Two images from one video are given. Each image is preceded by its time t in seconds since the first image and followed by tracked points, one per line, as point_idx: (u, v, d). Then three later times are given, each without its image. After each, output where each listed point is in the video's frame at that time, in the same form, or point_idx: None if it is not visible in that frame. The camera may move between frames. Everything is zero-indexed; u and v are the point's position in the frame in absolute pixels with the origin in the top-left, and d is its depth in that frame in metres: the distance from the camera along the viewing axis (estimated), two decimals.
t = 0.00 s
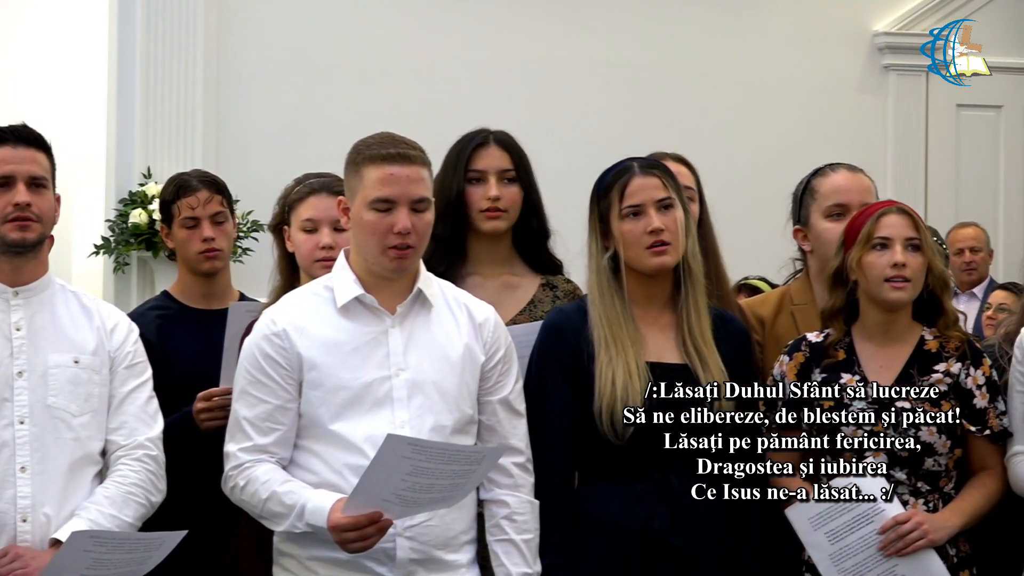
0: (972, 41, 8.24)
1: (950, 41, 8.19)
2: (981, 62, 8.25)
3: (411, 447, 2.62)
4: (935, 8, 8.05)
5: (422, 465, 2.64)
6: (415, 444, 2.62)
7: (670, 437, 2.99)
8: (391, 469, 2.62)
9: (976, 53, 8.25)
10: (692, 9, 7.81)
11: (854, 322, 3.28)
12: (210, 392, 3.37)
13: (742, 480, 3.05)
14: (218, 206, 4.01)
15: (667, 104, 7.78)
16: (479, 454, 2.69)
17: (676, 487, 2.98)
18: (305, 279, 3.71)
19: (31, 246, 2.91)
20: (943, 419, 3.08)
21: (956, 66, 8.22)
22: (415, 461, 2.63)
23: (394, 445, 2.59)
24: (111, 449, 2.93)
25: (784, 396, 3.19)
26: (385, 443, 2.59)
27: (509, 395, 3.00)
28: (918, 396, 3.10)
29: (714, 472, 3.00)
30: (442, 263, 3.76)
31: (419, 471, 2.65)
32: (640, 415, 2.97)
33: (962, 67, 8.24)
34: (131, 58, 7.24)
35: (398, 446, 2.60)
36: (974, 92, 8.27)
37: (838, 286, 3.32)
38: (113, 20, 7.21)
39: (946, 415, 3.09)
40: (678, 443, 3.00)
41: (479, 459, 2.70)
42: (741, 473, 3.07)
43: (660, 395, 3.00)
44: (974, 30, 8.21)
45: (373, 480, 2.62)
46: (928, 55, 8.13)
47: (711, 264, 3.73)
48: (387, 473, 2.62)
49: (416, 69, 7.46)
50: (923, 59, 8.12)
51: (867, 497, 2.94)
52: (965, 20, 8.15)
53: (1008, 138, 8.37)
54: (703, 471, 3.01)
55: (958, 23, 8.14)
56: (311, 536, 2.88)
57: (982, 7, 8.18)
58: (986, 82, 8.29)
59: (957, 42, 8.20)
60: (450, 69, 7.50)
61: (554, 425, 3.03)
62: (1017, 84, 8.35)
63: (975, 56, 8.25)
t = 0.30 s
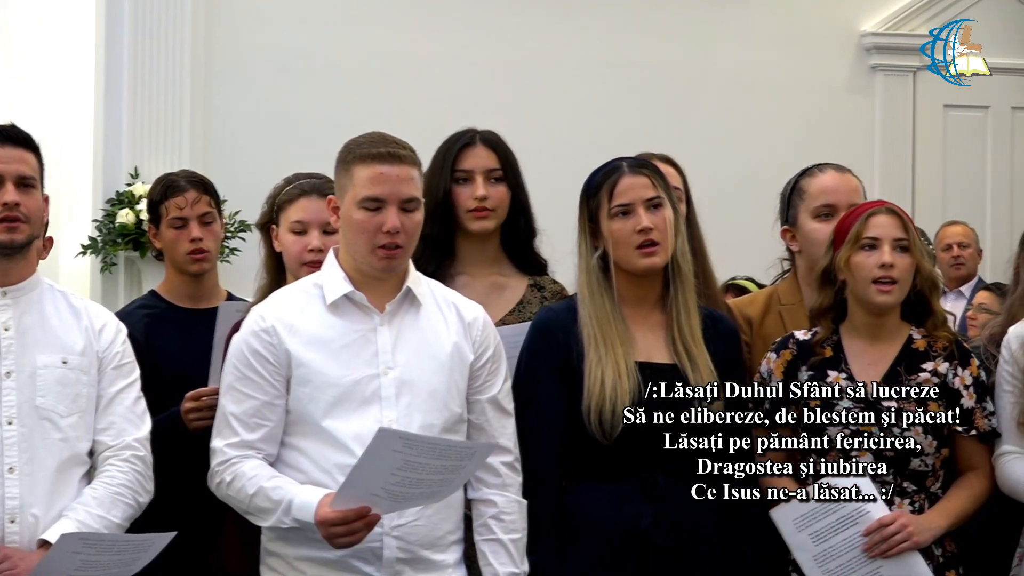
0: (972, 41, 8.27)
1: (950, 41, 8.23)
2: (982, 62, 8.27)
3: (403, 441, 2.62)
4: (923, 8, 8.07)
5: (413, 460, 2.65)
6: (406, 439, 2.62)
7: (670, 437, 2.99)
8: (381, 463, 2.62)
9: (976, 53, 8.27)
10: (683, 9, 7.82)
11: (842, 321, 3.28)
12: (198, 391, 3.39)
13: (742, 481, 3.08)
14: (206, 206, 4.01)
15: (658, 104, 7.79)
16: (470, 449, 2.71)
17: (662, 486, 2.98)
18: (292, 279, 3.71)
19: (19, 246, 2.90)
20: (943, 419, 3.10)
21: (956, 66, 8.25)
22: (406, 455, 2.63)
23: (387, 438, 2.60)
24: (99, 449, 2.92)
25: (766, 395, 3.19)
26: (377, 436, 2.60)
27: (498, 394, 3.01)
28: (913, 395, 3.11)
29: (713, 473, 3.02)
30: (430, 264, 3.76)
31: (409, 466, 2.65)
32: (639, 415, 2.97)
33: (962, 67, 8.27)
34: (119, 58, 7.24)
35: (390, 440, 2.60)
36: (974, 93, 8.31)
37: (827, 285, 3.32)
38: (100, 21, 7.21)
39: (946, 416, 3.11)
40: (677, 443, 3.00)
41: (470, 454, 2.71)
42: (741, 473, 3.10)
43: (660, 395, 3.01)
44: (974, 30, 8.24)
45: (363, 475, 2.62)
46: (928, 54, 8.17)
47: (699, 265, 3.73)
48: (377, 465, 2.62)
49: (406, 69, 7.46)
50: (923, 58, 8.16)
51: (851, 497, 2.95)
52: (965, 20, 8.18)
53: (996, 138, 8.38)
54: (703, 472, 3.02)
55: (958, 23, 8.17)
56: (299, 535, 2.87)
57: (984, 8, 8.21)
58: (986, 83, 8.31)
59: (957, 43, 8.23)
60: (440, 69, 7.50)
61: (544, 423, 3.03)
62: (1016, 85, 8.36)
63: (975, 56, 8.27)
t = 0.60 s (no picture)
0: (972, 41, 8.31)
1: (950, 41, 8.28)
2: (982, 62, 8.32)
3: (391, 440, 2.61)
4: (912, 8, 8.09)
5: (402, 459, 2.64)
6: (394, 437, 2.62)
7: (670, 436, 3.01)
8: (370, 462, 2.61)
9: (976, 53, 8.31)
10: (673, 9, 7.83)
11: (831, 320, 3.29)
12: (184, 390, 3.39)
13: (742, 481, 3.14)
14: (194, 206, 4.00)
15: (647, 104, 7.80)
16: (460, 449, 2.71)
17: (649, 485, 2.98)
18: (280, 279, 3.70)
19: (6, 248, 2.89)
20: (943, 420, 3.11)
21: (956, 66, 8.30)
22: (394, 455, 2.63)
23: (375, 438, 2.59)
24: (86, 448, 2.91)
25: (749, 395, 3.18)
26: (365, 437, 2.59)
27: (487, 394, 3.01)
28: (913, 395, 3.11)
29: (713, 473, 3.06)
30: (418, 263, 3.75)
31: (398, 466, 2.64)
32: (640, 415, 2.99)
33: (962, 67, 8.32)
34: (107, 58, 7.22)
35: (379, 438, 2.60)
36: (974, 93, 8.36)
37: (816, 284, 3.33)
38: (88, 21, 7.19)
39: (947, 416, 3.12)
40: (678, 443, 3.02)
41: (459, 454, 2.72)
42: (741, 473, 3.15)
43: (660, 395, 3.02)
44: (974, 30, 8.28)
45: (352, 474, 2.62)
46: (928, 55, 8.24)
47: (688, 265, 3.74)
48: (366, 464, 2.61)
49: (394, 69, 7.46)
50: (923, 59, 8.23)
51: (837, 498, 2.97)
52: (965, 20, 8.23)
53: (983, 138, 8.39)
54: (703, 472, 3.06)
55: (958, 23, 8.22)
56: (287, 534, 2.87)
57: (984, 8, 8.25)
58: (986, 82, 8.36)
59: (957, 43, 8.28)
60: (429, 69, 7.50)
61: (533, 423, 3.03)
62: (1014, 85, 8.42)
63: (975, 56, 8.32)
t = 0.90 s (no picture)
0: (972, 41, 8.37)
1: (950, 41, 8.34)
2: (981, 62, 8.37)
3: (379, 446, 2.62)
4: (900, 7, 8.11)
5: (389, 463, 2.64)
6: (383, 443, 2.62)
7: (670, 436, 3.02)
8: (358, 466, 2.61)
9: (976, 53, 8.37)
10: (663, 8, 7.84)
11: (818, 320, 3.30)
12: (172, 388, 3.41)
13: (742, 481, 3.19)
14: (180, 205, 3.99)
15: (636, 104, 7.81)
16: (447, 452, 2.70)
17: (634, 485, 2.98)
18: (266, 277, 3.67)
19: None
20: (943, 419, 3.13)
21: (956, 66, 8.36)
22: (382, 459, 2.63)
23: (364, 443, 2.59)
24: (71, 448, 2.91)
25: (739, 394, 3.19)
26: (353, 441, 2.59)
27: (475, 394, 3.01)
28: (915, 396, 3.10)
29: (712, 473, 3.11)
30: (406, 263, 3.75)
31: (386, 469, 2.64)
32: (640, 414, 3.00)
33: (962, 67, 8.38)
34: (94, 57, 7.20)
35: (367, 444, 2.60)
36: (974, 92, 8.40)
37: (803, 284, 3.34)
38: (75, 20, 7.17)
39: (946, 415, 3.13)
40: (677, 443, 3.05)
41: (447, 457, 2.71)
42: (741, 473, 3.20)
43: (660, 395, 3.03)
44: (974, 29, 8.33)
45: (341, 477, 2.62)
46: (928, 55, 8.29)
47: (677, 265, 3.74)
48: (354, 467, 2.61)
49: (381, 68, 7.45)
50: (923, 58, 8.28)
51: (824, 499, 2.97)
52: (965, 20, 8.28)
53: (969, 139, 8.41)
54: (703, 472, 3.10)
55: (958, 23, 8.28)
56: (275, 535, 2.86)
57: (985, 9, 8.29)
58: (986, 82, 8.40)
59: (957, 43, 8.34)
60: (417, 68, 7.49)
61: (520, 424, 3.04)
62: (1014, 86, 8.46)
63: (975, 56, 8.37)
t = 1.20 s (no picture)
0: (972, 41, 8.39)
1: (950, 41, 8.37)
2: (981, 63, 8.39)
3: (371, 442, 2.61)
4: (888, 7, 8.13)
5: (381, 460, 2.64)
6: (374, 439, 2.61)
7: (670, 436, 3.05)
8: (348, 463, 2.61)
9: (976, 53, 8.39)
10: (656, 9, 7.84)
11: (806, 321, 3.30)
12: (160, 390, 3.38)
13: (743, 481, 3.19)
14: (167, 206, 3.98)
15: (626, 104, 7.81)
16: (439, 449, 2.71)
17: (621, 485, 2.99)
18: (254, 277, 3.66)
19: None
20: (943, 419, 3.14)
21: (956, 66, 8.39)
22: (373, 456, 2.62)
23: (356, 439, 2.59)
24: (57, 449, 2.90)
25: (728, 395, 3.18)
26: (345, 436, 2.58)
27: (465, 395, 3.01)
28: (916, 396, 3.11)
29: (713, 473, 3.13)
30: (394, 263, 3.75)
31: (377, 465, 2.64)
32: (640, 415, 3.02)
33: (962, 67, 8.41)
34: (81, 57, 7.19)
35: (358, 440, 2.59)
36: (974, 92, 8.43)
37: (790, 285, 3.35)
38: (63, 20, 7.16)
39: (947, 415, 3.14)
40: (678, 443, 3.07)
41: (438, 454, 2.72)
42: (741, 474, 3.20)
43: (660, 396, 3.05)
44: (974, 29, 8.36)
45: (331, 475, 2.61)
46: (928, 55, 8.32)
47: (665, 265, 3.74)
48: (344, 464, 2.61)
49: (370, 69, 7.44)
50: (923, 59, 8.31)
51: (812, 497, 2.98)
52: (965, 20, 8.31)
53: (957, 139, 8.43)
54: (703, 471, 3.12)
55: (958, 23, 8.31)
56: (265, 535, 2.86)
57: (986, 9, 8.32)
58: (986, 82, 8.43)
59: (957, 42, 8.37)
60: (407, 68, 7.49)
61: (507, 424, 3.04)
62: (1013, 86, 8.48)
63: (975, 56, 8.39)
